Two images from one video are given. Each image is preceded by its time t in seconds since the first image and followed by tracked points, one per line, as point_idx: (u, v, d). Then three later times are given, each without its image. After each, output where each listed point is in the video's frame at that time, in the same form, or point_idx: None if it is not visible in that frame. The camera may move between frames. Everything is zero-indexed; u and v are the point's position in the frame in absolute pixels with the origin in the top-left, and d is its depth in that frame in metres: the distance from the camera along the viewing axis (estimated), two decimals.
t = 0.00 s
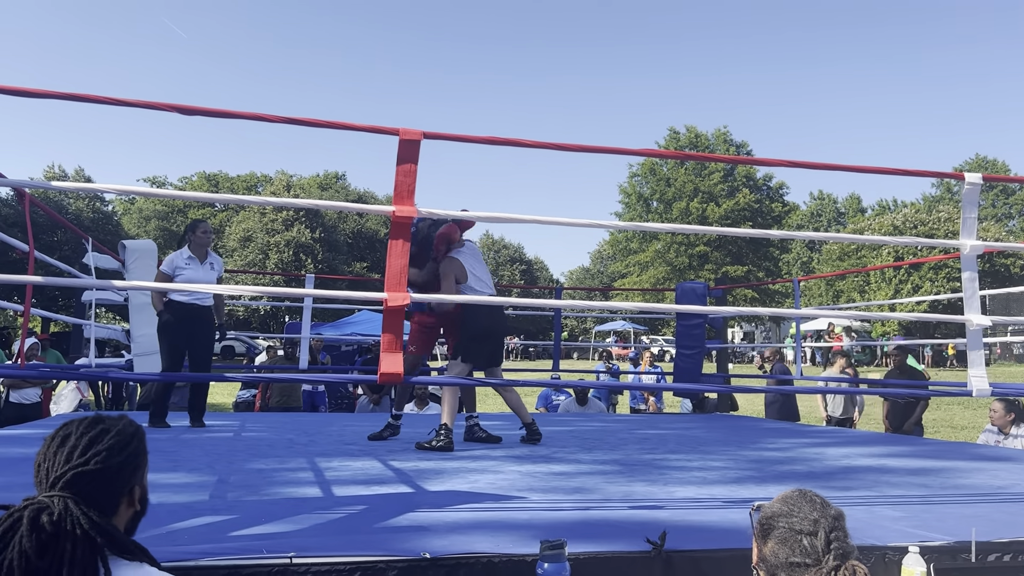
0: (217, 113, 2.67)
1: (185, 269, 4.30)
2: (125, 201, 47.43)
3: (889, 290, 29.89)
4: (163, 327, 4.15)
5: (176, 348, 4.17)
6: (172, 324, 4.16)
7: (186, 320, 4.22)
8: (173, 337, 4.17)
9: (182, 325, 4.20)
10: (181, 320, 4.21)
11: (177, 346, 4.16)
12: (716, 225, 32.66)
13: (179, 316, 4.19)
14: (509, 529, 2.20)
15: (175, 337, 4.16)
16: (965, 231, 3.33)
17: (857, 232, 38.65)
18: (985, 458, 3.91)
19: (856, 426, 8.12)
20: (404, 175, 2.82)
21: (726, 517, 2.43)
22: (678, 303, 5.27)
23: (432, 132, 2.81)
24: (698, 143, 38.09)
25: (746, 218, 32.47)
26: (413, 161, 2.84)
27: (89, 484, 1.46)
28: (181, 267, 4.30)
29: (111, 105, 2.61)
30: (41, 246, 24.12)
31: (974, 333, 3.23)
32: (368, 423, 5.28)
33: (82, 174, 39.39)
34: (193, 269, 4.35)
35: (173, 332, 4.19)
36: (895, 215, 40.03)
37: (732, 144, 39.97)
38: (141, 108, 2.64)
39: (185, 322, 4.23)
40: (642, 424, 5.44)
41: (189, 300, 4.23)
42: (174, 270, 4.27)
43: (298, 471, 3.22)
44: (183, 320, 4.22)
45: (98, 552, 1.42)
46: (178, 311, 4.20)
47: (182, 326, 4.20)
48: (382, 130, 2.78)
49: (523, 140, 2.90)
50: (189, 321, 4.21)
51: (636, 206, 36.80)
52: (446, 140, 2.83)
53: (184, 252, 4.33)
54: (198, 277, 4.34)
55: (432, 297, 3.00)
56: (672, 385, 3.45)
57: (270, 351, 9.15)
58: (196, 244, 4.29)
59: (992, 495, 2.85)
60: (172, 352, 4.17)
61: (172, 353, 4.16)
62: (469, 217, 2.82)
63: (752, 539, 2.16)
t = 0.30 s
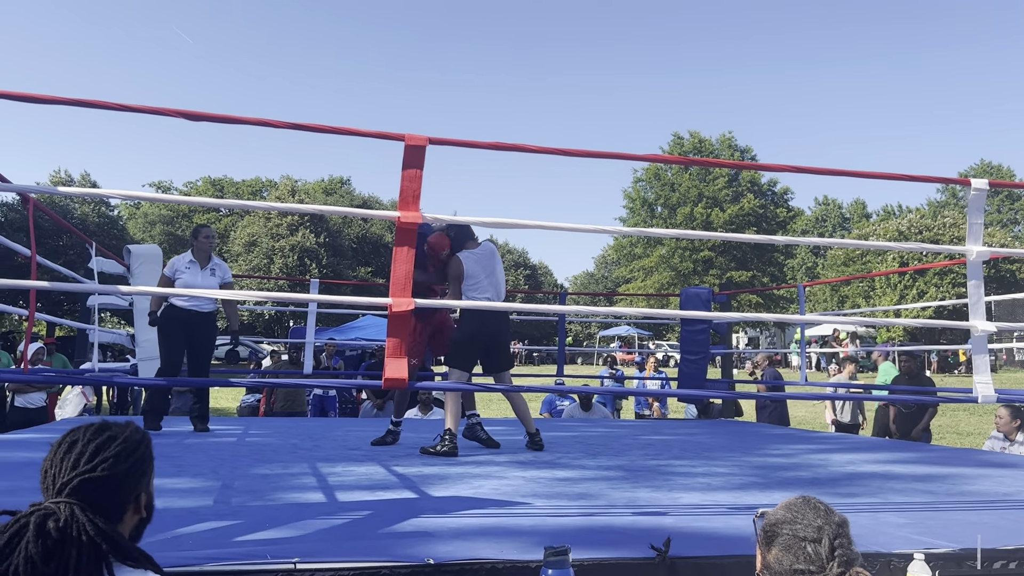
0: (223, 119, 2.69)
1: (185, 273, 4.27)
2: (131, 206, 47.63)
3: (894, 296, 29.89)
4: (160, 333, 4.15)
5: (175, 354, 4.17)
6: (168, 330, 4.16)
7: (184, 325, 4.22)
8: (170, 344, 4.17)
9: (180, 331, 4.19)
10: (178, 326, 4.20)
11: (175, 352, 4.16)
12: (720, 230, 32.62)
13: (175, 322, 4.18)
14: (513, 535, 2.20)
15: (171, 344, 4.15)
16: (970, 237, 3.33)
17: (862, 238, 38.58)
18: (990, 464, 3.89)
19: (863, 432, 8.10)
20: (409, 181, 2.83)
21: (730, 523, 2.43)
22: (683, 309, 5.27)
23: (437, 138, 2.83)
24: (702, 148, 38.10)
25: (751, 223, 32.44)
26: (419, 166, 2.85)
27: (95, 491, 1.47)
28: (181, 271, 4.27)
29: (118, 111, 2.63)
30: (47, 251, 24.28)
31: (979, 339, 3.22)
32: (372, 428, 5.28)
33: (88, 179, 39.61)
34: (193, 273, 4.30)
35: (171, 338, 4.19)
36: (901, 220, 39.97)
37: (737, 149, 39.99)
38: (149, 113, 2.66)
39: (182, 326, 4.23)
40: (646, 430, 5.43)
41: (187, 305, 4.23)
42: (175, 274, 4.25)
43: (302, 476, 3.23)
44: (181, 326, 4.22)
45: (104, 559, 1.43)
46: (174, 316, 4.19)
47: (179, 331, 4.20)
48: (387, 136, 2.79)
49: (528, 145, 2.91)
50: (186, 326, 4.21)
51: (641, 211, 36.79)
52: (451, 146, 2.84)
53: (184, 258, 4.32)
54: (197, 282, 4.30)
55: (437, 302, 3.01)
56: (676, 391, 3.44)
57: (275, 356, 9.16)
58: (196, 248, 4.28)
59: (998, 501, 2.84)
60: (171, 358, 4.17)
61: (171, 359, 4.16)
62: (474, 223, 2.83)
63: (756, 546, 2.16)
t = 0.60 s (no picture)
0: (227, 124, 2.70)
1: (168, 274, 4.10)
2: (136, 211, 47.79)
3: (898, 302, 29.87)
4: (147, 337, 4.04)
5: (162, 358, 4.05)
6: (156, 334, 4.05)
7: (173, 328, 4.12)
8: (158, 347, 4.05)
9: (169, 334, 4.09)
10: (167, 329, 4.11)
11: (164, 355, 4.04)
12: (723, 236, 32.60)
13: (164, 325, 4.08)
14: (516, 541, 2.20)
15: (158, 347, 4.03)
16: (974, 243, 3.32)
17: (865, 244, 38.53)
18: (994, 471, 3.88)
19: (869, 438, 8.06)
20: (413, 186, 2.84)
21: (734, 530, 2.42)
22: (687, 314, 5.26)
23: (440, 143, 2.83)
24: (705, 154, 38.13)
25: (754, 229, 32.42)
26: (422, 171, 2.85)
27: (98, 498, 1.47)
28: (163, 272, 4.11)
29: (122, 116, 2.64)
30: (51, 256, 24.37)
31: (983, 344, 3.21)
32: (375, 434, 5.28)
33: (91, 184, 39.80)
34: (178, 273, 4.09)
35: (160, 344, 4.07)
36: (904, 226, 39.91)
37: (739, 155, 40.03)
38: (152, 119, 2.66)
39: (172, 330, 4.12)
40: (649, 436, 5.42)
41: (172, 307, 4.10)
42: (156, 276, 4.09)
43: (306, 481, 3.23)
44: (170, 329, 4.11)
45: (102, 566, 1.42)
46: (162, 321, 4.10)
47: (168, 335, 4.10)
48: (390, 141, 2.80)
49: (531, 151, 2.91)
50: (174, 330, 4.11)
51: (644, 217, 36.80)
52: (454, 152, 2.84)
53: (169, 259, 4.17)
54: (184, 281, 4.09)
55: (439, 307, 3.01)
56: (680, 397, 3.44)
57: (278, 362, 9.16)
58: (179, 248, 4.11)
59: (1002, 508, 2.83)
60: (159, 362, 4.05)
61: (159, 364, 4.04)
62: (476, 228, 2.83)
63: (759, 553, 2.15)
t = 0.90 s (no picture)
0: (230, 130, 2.71)
1: (160, 274, 3.99)
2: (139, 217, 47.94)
3: (901, 307, 29.87)
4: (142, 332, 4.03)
5: (154, 362, 4.01)
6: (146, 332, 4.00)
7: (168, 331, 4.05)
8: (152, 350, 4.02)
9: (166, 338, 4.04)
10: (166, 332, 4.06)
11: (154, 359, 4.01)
12: (726, 241, 32.60)
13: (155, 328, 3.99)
14: (520, 548, 2.20)
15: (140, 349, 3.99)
16: (978, 248, 3.31)
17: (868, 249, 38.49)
18: (999, 477, 3.87)
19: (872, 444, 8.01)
20: (416, 192, 2.84)
21: (738, 536, 2.41)
22: (689, 319, 5.25)
23: (443, 149, 2.84)
24: (707, 159, 38.14)
25: (757, 234, 32.42)
26: (425, 177, 2.86)
27: (104, 504, 1.47)
28: (155, 272, 4.00)
29: (126, 122, 2.66)
30: (54, 262, 24.48)
31: (988, 350, 3.20)
32: (378, 439, 5.28)
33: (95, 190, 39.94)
34: (169, 276, 4.00)
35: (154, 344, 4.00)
36: (908, 231, 39.86)
37: (741, 161, 40.05)
38: (156, 125, 2.68)
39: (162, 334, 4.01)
40: (652, 442, 5.41)
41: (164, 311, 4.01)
42: (147, 276, 3.97)
43: (309, 487, 3.23)
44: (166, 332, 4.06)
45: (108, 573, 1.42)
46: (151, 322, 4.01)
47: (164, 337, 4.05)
48: (394, 147, 2.81)
49: (534, 157, 2.92)
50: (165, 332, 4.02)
51: (646, 222, 36.81)
52: (457, 157, 2.85)
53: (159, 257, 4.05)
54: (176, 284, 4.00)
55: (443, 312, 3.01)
56: (683, 403, 3.44)
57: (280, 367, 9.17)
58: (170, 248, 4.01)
59: (1007, 514, 2.82)
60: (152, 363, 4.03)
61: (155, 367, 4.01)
62: (479, 233, 2.84)
63: (764, 559, 2.14)
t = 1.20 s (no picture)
0: (233, 135, 2.72)
1: (162, 270, 3.95)
2: (141, 223, 48.02)
3: (903, 311, 29.82)
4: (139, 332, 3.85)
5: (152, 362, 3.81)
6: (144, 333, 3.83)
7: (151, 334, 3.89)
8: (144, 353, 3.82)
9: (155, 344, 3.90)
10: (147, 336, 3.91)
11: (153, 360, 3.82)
12: (727, 245, 32.59)
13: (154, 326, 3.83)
14: (523, 552, 2.20)
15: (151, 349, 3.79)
16: (981, 251, 3.30)
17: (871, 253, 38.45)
18: (1002, 481, 3.86)
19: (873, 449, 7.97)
20: (418, 197, 2.85)
21: (741, 540, 2.41)
22: (692, 323, 5.24)
23: (445, 154, 2.85)
24: (709, 163, 38.16)
25: (759, 238, 32.41)
26: (427, 182, 2.86)
27: (111, 511, 1.47)
28: (157, 268, 3.96)
29: (128, 128, 2.66)
30: (57, 267, 24.52)
31: (990, 353, 3.19)
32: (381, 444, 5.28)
33: (98, 196, 40.07)
34: (170, 271, 3.97)
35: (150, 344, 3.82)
36: (910, 235, 39.84)
37: (743, 164, 40.05)
38: (158, 130, 2.69)
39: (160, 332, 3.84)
40: (655, 446, 5.40)
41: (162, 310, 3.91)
42: (149, 271, 3.92)
43: (310, 492, 3.23)
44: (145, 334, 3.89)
45: None
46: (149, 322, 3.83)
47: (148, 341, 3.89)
48: (396, 152, 2.82)
49: (536, 162, 2.92)
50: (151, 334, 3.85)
51: (648, 226, 36.82)
52: (460, 162, 2.85)
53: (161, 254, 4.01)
54: (176, 282, 3.96)
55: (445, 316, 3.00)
56: (685, 407, 3.44)
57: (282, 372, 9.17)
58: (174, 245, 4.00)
59: (1010, 518, 2.81)
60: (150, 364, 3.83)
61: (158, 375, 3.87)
62: (481, 238, 2.84)
63: (765, 564, 2.14)
